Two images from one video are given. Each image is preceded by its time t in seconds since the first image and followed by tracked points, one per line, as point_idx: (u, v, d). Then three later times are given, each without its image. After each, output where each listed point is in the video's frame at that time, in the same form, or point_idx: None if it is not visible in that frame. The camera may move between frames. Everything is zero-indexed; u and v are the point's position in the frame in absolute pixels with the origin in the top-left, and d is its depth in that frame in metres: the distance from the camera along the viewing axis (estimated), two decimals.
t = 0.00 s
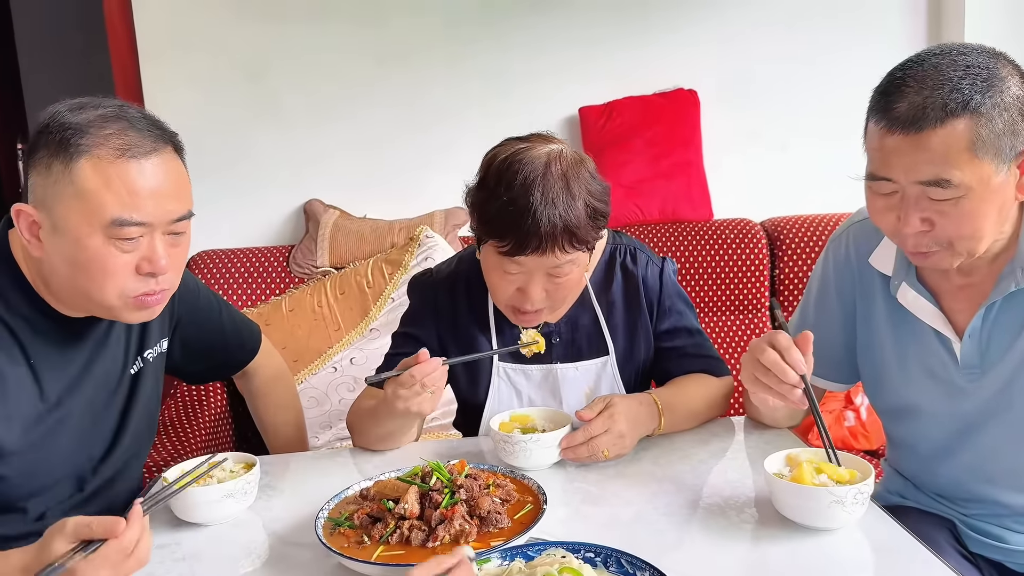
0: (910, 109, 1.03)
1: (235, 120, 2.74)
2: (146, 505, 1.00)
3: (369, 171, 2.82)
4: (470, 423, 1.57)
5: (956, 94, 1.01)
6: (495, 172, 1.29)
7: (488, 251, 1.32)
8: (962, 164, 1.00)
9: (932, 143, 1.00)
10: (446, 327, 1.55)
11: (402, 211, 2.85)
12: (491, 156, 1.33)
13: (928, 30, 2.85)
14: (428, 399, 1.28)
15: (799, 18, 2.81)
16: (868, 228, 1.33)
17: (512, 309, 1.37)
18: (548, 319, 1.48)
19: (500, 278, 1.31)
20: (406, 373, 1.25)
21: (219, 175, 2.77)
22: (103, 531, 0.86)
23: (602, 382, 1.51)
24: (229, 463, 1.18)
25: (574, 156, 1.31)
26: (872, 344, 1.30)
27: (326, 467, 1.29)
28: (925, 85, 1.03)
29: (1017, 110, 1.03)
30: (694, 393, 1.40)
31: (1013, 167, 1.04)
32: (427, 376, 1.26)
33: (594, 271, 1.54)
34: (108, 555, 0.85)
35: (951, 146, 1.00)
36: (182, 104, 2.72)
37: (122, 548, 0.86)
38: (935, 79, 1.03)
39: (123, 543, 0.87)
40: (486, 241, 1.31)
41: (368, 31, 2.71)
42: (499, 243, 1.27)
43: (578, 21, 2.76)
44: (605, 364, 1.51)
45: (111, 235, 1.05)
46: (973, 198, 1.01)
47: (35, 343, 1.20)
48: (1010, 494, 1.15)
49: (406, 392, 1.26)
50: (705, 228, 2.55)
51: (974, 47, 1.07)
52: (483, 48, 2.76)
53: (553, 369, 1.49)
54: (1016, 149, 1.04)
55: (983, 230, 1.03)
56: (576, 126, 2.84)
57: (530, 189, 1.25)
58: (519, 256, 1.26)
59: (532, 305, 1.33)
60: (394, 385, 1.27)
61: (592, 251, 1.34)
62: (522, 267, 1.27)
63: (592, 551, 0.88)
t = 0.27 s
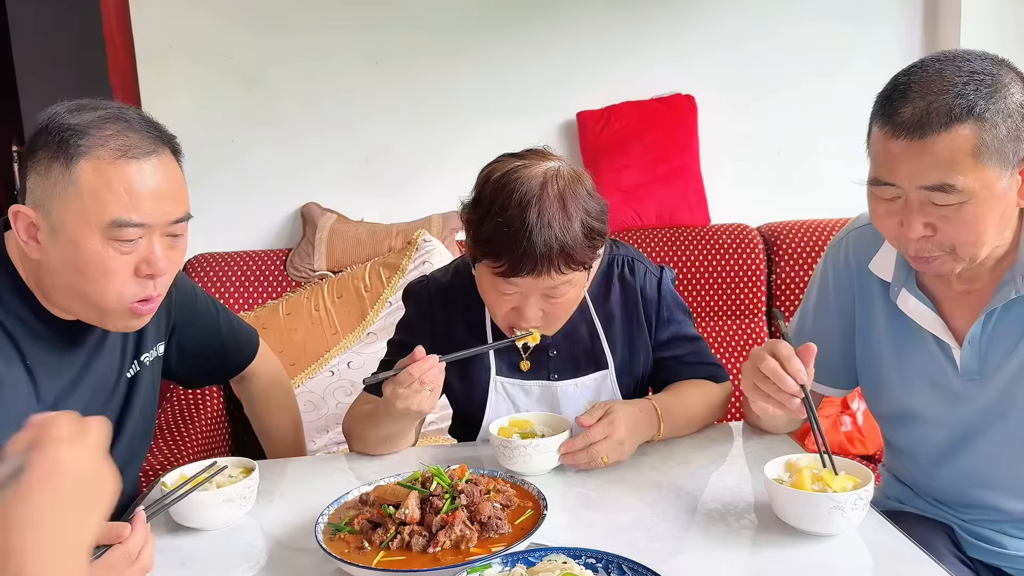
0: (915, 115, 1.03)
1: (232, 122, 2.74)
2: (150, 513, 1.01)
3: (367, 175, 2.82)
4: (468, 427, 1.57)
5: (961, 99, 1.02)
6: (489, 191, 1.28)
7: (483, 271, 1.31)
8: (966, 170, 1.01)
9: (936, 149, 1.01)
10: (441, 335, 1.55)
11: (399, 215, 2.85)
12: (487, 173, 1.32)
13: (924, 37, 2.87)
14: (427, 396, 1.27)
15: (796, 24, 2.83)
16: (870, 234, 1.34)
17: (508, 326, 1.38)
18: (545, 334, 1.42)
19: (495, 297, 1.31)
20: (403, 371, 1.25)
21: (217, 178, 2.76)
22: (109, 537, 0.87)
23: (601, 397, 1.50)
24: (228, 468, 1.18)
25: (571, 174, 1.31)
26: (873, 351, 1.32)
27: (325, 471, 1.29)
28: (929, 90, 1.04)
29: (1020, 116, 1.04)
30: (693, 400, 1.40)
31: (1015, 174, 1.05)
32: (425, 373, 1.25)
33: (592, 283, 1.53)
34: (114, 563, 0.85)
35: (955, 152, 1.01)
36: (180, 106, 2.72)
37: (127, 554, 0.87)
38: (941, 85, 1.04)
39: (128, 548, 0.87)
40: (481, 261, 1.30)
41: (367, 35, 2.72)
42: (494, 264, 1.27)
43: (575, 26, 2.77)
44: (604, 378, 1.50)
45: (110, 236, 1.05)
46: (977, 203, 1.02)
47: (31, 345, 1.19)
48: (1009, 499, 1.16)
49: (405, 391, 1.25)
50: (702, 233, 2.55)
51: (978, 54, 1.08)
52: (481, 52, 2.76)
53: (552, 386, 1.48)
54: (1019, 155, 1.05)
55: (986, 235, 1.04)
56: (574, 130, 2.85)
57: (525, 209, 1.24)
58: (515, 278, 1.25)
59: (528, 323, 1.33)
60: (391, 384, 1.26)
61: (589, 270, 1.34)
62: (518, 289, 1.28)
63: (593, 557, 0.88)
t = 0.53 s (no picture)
0: (922, 117, 1.04)
1: (231, 123, 2.73)
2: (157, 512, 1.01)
3: (367, 177, 2.81)
4: (469, 430, 1.57)
5: (969, 102, 1.02)
6: (490, 206, 1.25)
7: (484, 284, 1.29)
8: (974, 173, 1.01)
9: (942, 152, 1.02)
10: (441, 335, 1.55)
11: (398, 217, 2.85)
12: (488, 185, 1.28)
13: (922, 42, 2.88)
14: (424, 395, 1.26)
15: (795, 29, 2.84)
16: (874, 237, 1.35)
17: (509, 338, 1.36)
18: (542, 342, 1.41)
19: (496, 310, 1.30)
20: (401, 369, 1.25)
21: (216, 180, 2.76)
22: (117, 538, 0.87)
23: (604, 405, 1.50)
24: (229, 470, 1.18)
25: (573, 187, 1.26)
26: (875, 354, 1.33)
27: (326, 473, 1.28)
28: (936, 94, 1.04)
29: None
30: (694, 402, 1.40)
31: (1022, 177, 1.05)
32: (422, 372, 1.25)
33: (594, 287, 1.53)
34: (119, 564, 0.86)
35: (962, 155, 1.01)
36: (179, 107, 2.71)
37: (134, 555, 0.87)
38: (948, 88, 1.04)
39: (135, 550, 0.87)
40: (482, 273, 1.28)
41: (367, 37, 2.71)
42: (494, 279, 1.24)
43: (575, 29, 2.77)
44: (606, 386, 1.50)
45: (112, 232, 1.04)
46: (983, 206, 1.02)
47: (31, 343, 1.18)
48: (1011, 503, 1.16)
49: (402, 388, 1.25)
50: (702, 237, 2.56)
51: (985, 59, 1.08)
52: (481, 55, 2.76)
53: (555, 396, 1.47)
54: None
55: (991, 237, 1.05)
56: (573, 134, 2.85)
57: (526, 227, 1.20)
58: (516, 294, 1.23)
59: (528, 335, 1.32)
60: (390, 383, 1.26)
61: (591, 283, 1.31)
62: (519, 304, 1.26)
63: (598, 560, 0.88)
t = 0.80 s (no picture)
0: (924, 122, 1.05)
1: (230, 124, 2.73)
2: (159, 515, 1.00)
3: (366, 179, 2.81)
4: (469, 432, 1.57)
5: (971, 108, 1.03)
6: (492, 212, 1.25)
7: (485, 290, 1.29)
8: (976, 178, 1.02)
9: (945, 157, 1.02)
10: (442, 336, 1.55)
11: (397, 220, 2.85)
12: (491, 190, 1.29)
13: (919, 47, 2.90)
14: (421, 401, 1.25)
15: (794, 34, 2.85)
16: (875, 241, 1.36)
17: (511, 343, 1.37)
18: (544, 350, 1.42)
19: (498, 316, 1.30)
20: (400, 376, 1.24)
21: (214, 181, 2.75)
22: (120, 539, 0.87)
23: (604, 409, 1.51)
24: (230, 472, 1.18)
25: (575, 194, 1.26)
26: (876, 358, 1.33)
27: (326, 475, 1.28)
28: (939, 99, 1.05)
29: None
30: (694, 405, 1.40)
31: None
32: (421, 379, 1.24)
33: (594, 291, 1.54)
34: (122, 565, 0.86)
35: (965, 160, 1.02)
36: (178, 108, 2.70)
37: (138, 556, 0.87)
38: (950, 94, 1.05)
39: (139, 551, 0.87)
40: (482, 280, 1.28)
41: (367, 39, 2.72)
42: (496, 286, 1.24)
43: (574, 32, 2.78)
44: (607, 391, 1.51)
45: (112, 228, 1.04)
46: (985, 211, 1.03)
47: (29, 342, 1.18)
48: (1011, 507, 1.17)
49: (400, 395, 1.24)
50: (700, 240, 2.56)
51: (987, 65, 1.09)
52: (481, 57, 2.77)
53: (556, 401, 1.48)
54: None
55: (993, 242, 1.05)
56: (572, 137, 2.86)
57: (528, 233, 1.20)
58: (518, 300, 1.24)
59: (529, 341, 1.32)
60: (389, 389, 1.25)
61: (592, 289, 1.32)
62: (520, 310, 1.26)
63: (601, 562, 0.88)
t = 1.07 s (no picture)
0: (922, 127, 1.05)
1: (229, 125, 2.73)
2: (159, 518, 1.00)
3: (365, 181, 2.82)
4: (468, 435, 1.57)
5: (968, 113, 1.04)
6: (493, 217, 1.25)
7: (485, 294, 1.30)
8: (973, 184, 1.03)
9: (941, 163, 1.03)
10: (442, 337, 1.55)
11: (396, 222, 2.86)
12: (492, 196, 1.29)
13: (917, 53, 2.92)
14: (421, 404, 1.26)
15: (792, 38, 2.87)
16: (873, 246, 1.37)
17: (512, 348, 1.38)
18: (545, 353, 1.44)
19: (499, 320, 1.31)
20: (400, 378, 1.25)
21: (214, 182, 2.75)
22: (121, 541, 0.87)
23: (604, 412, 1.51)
24: (230, 473, 1.18)
25: (576, 200, 1.26)
26: (874, 363, 1.34)
27: (326, 477, 1.29)
28: (936, 104, 1.06)
29: None
30: (693, 407, 1.41)
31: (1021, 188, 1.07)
32: (421, 381, 1.24)
33: (594, 295, 1.54)
34: (123, 568, 0.85)
35: (962, 165, 1.02)
36: (178, 110, 2.71)
37: (139, 558, 0.87)
38: (948, 99, 1.06)
39: (140, 553, 0.87)
40: (483, 284, 1.28)
41: (367, 42, 2.72)
42: (497, 290, 1.25)
43: (574, 35, 2.79)
44: (606, 393, 1.51)
45: (104, 223, 1.04)
46: (981, 217, 1.04)
47: (21, 341, 1.18)
48: (1009, 510, 1.18)
49: (400, 396, 1.25)
50: (699, 243, 2.57)
51: (985, 71, 1.10)
52: (480, 60, 2.77)
53: (556, 405, 1.47)
54: None
55: (990, 247, 1.06)
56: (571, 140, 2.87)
57: (529, 239, 1.21)
58: (518, 305, 1.24)
59: (529, 346, 1.33)
60: (389, 391, 1.26)
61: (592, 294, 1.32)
62: (521, 314, 1.27)
63: (601, 565, 0.88)
